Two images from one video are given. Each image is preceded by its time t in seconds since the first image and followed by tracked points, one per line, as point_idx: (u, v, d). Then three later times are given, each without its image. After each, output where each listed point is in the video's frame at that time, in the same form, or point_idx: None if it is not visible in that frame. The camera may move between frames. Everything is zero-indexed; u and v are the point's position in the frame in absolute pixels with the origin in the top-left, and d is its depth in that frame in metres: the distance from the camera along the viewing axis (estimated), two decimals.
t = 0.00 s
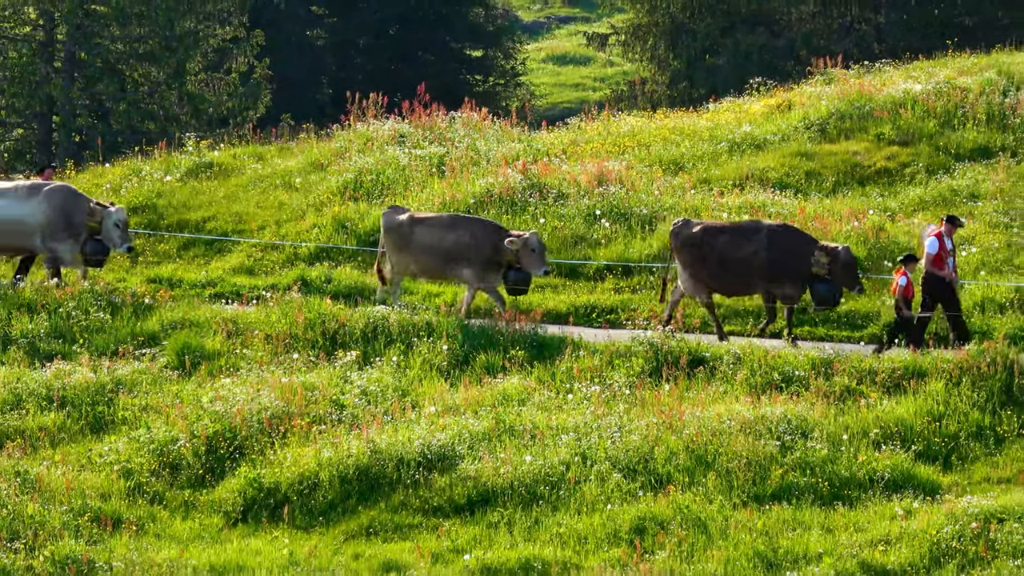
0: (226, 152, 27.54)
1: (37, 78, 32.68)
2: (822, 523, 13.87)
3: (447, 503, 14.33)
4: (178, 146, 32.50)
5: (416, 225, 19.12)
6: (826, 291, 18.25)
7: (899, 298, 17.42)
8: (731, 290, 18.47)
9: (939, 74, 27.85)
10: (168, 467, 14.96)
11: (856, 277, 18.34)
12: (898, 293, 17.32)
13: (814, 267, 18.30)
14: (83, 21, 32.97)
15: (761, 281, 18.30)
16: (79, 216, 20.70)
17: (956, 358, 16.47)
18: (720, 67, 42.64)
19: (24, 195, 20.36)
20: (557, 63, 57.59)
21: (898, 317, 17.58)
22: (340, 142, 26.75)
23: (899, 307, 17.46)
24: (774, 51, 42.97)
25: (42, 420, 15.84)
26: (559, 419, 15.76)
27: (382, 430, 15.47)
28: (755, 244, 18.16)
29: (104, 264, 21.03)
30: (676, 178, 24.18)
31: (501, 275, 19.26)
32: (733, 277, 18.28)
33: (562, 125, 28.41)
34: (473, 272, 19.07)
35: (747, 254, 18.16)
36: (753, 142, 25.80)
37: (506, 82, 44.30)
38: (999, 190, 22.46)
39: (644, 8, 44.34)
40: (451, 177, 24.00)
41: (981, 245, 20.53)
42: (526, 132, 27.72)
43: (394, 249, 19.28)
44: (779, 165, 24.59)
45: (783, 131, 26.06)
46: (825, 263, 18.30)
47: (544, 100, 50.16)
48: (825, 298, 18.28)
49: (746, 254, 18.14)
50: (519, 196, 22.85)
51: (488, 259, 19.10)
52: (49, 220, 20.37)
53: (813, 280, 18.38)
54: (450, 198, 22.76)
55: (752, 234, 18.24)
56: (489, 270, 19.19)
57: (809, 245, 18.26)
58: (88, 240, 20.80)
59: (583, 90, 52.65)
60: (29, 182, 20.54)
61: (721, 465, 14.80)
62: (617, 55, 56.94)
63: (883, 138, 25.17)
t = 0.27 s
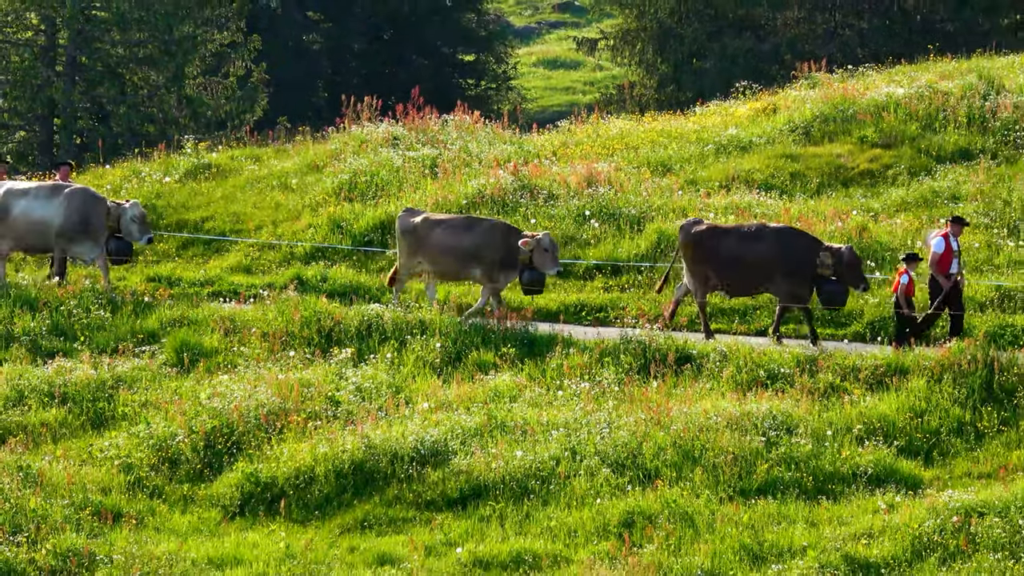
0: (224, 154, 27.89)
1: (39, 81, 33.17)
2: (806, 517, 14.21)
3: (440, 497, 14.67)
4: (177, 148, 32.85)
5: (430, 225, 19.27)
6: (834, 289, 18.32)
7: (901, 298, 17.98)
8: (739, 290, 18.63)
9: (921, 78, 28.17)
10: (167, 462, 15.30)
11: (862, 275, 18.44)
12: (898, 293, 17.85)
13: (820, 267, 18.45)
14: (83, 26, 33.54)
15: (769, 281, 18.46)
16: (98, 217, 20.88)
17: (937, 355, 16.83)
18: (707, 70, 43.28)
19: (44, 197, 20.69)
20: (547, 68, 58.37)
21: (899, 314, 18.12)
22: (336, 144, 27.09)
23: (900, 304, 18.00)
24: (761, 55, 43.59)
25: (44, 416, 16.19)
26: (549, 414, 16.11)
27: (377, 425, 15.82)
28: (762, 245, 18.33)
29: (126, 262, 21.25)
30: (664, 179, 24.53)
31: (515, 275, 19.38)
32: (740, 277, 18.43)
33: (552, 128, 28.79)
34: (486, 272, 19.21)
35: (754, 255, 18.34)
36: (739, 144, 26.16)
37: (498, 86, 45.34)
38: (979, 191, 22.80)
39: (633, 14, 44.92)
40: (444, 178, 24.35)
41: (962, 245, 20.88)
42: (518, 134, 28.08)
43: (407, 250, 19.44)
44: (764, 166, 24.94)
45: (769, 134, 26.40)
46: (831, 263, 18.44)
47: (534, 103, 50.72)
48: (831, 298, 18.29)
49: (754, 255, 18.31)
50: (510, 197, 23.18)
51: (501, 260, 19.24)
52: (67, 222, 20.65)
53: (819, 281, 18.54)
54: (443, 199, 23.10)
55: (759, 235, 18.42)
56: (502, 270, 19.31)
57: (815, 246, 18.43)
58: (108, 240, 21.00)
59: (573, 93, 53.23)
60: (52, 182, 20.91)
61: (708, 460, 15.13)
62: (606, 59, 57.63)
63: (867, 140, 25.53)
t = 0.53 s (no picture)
0: (225, 157, 28.26)
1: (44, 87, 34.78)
2: (794, 512, 14.56)
3: (436, 493, 15.01)
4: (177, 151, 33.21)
5: (448, 231, 19.54)
6: (840, 292, 18.61)
7: (904, 300, 18.53)
8: (746, 291, 18.98)
9: (907, 83, 28.51)
10: (169, 459, 15.66)
11: (868, 274, 18.68)
12: (904, 295, 18.38)
13: (826, 268, 18.68)
14: (88, 32, 35.12)
15: (775, 282, 18.76)
16: (121, 218, 21.29)
17: (922, 354, 17.18)
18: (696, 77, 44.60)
19: (67, 201, 21.07)
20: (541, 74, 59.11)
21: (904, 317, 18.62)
22: (334, 147, 27.44)
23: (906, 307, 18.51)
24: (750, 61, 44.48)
25: (50, 414, 16.56)
26: (543, 412, 16.47)
27: (374, 423, 16.17)
28: (767, 246, 18.69)
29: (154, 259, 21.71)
30: (655, 182, 24.90)
31: (531, 280, 19.60)
32: (745, 278, 18.80)
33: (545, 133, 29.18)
34: (502, 275, 19.51)
35: (760, 256, 18.69)
36: (728, 148, 26.52)
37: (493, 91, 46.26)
38: (964, 194, 23.13)
39: (624, 20, 46.39)
40: (440, 181, 24.69)
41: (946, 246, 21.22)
42: (513, 138, 28.43)
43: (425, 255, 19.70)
44: (754, 170, 25.30)
45: (758, 137, 26.75)
46: (838, 263, 18.64)
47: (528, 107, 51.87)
48: (840, 300, 18.61)
49: (759, 256, 18.67)
50: (505, 200, 23.50)
51: (517, 265, 19.47)
52: (92, 225, 21.07)
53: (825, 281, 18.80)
54: (439, 201, 23.44)
55: (766, 237, 18.77)
56: (518, 274, 19.55)
57: (821, 248, 18.72)
58: (132, 240, 21.45)
59: (566, 98, 54.30)
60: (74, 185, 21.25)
61: (698, 457, 15.48)
62: (598, 65, 58.62)
63: (854, 143, 25.87)
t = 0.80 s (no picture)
0: (227, 160, 28.58)
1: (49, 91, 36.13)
2: (786, 508, 14.86)
3: (434, 489, 15.32)
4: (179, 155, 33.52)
5: (469, 231, 19.84)
6: (838, 294, 18.95)
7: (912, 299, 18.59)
8: (756, 292, 19.12)
9: (896, 87, 28.82)
10: (173, 456, 15.96)
11: (873, 280, 19.03)
12: (912, 291, 18.46)
13: (832, 270, 18.97)
14: (93, 38, 36.52)
15: (786, 282, 18.96)
16: (141, 223, 21.37)
17: (911, 353, 17.49)
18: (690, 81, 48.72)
19: (88, 204, 21.25)
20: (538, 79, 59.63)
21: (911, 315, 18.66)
22: (334, 150, 27.73)
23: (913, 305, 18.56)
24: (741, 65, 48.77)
25: (55, 412, 16.87)
26: (539, 410, 16.78)
27: (374, 421, 16.47)
28: (776, 249, 18.87)
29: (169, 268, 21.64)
30: (649, 184, 25.22)
31: (546, 279, 19.80)
32: (754, 281, 18.99)
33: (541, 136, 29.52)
34: (517, 277, 19.70)
35: (771, 257, 18.88)
36: (721, 151, 26.82)
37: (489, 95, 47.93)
38: (951, 196, 23.43)
39: (618, 26, 50.71)
40: (438, 183, 24.98)
41: (935, 247, 21.50)
42: (509, 141, 28.72)
43: (445, 255, 19.97)
44: (745, 172, 25.60)
45: (749, 141, 27.06)
46: (843, 266, 18.97)
47: (525, 110, 53.01)
48: (835, 300, 18.94)
49: (770, 257, 18.85)
50: (501, 202, 23.79)
51: (533, 265, 19.70)
52: (112, 228, 21.20)
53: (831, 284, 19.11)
54: (437, 203, 23.73)
55: (774, 240, 18.95)
56: (534, 274, 19.78)
57: (828, 250, 18.96)
58: (151, 246, 21.48)
59: (562, 102, 55.53)
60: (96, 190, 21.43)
61: (692, 454, 15.78)
62: (593, 70, 59.74)
63: (844, 146, 26.16)
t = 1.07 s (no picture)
0: (232, 165, 28.97)
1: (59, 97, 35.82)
2: (779, 504, 15.21)
3: (435, 486, 15.67)
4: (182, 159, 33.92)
5: (488, 237, 20.13)
6: (855, 297, 19.37)
7: (925, 304, 18.81)
8: (773, 294, 19.43)
9: (886, 92, 29.20)
10: (179, 454, 16.32)
11: (885, 278, 19.35)
12: (926, 296, 18.67)
13: (844, 273, 19.30)
14: (101, 45, 36.23)
15: (799, 285, 19.25)
16: (164, 227, 21.78)
17: (902, 352, 17.87)
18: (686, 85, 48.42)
19: (112, 209, 21.51)
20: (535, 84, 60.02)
21: (925, 320, 18.86)
22: (337, 155, 28.11)
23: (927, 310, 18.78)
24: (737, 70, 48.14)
25: (64, 412, 17.24)
26: (538, 409, 17.15)
27: (376, 419, 16.84)
28: (789, 253, 19.14)
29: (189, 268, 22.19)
30: (645, 188, 25.61)
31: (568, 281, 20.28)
32: (768, 284, 19.25)
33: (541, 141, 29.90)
34: (539, 280, 20.15)
35: (787, 261, 19.16)
36: (716, 155, 27.20)
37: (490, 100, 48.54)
38: (942, 198, 23.79)
39: (616, 33, 50.43)
40: (439, 187, 25.34)
41: (925, 249, 21.87)
42: (509, 146, 29.10)
43: (466, 260, 20.32)
44: (740, 175, 25.98)
45: (744, 145, 27.44)
46: (855, 269, 19.30)
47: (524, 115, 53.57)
48: (854, 304, 19.41)
49: (786, 261, 19.12)
50: (501, 205, 24.16)
51: (555, 268, 20.13)
52: (136, 233, 21.54)
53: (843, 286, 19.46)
54: (438, 207, 24.09)
55: (788, 243, 19.20)
56: (557, 277, 20.20)
57: (840, 254, 19.29)
58: (172, 249, 21.91)
59: (560, 107, 56.12)
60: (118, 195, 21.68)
61: (687, 451, 16.14)
62: (591, 76, 60.33)
63: (836, 150, 26.53)
